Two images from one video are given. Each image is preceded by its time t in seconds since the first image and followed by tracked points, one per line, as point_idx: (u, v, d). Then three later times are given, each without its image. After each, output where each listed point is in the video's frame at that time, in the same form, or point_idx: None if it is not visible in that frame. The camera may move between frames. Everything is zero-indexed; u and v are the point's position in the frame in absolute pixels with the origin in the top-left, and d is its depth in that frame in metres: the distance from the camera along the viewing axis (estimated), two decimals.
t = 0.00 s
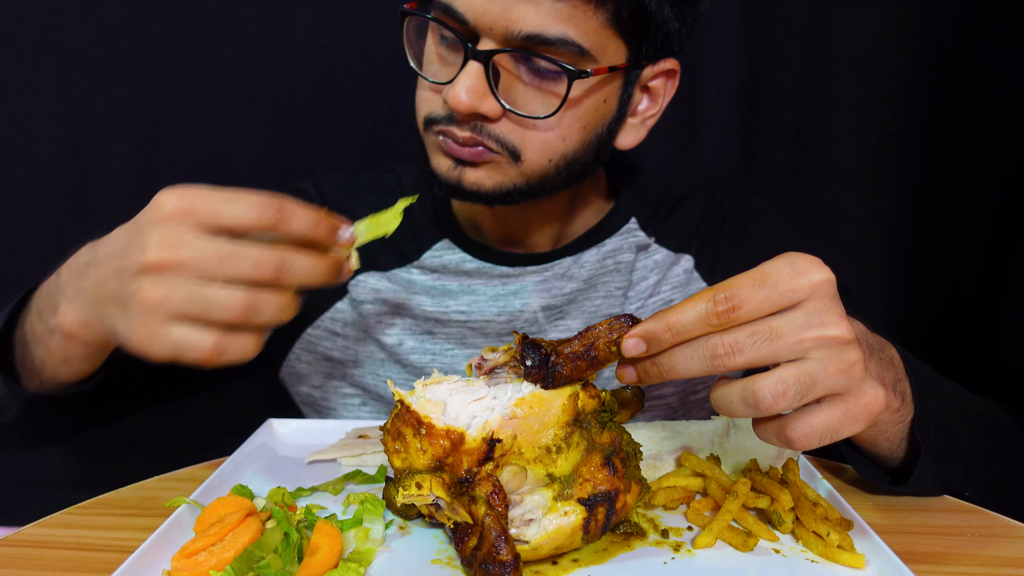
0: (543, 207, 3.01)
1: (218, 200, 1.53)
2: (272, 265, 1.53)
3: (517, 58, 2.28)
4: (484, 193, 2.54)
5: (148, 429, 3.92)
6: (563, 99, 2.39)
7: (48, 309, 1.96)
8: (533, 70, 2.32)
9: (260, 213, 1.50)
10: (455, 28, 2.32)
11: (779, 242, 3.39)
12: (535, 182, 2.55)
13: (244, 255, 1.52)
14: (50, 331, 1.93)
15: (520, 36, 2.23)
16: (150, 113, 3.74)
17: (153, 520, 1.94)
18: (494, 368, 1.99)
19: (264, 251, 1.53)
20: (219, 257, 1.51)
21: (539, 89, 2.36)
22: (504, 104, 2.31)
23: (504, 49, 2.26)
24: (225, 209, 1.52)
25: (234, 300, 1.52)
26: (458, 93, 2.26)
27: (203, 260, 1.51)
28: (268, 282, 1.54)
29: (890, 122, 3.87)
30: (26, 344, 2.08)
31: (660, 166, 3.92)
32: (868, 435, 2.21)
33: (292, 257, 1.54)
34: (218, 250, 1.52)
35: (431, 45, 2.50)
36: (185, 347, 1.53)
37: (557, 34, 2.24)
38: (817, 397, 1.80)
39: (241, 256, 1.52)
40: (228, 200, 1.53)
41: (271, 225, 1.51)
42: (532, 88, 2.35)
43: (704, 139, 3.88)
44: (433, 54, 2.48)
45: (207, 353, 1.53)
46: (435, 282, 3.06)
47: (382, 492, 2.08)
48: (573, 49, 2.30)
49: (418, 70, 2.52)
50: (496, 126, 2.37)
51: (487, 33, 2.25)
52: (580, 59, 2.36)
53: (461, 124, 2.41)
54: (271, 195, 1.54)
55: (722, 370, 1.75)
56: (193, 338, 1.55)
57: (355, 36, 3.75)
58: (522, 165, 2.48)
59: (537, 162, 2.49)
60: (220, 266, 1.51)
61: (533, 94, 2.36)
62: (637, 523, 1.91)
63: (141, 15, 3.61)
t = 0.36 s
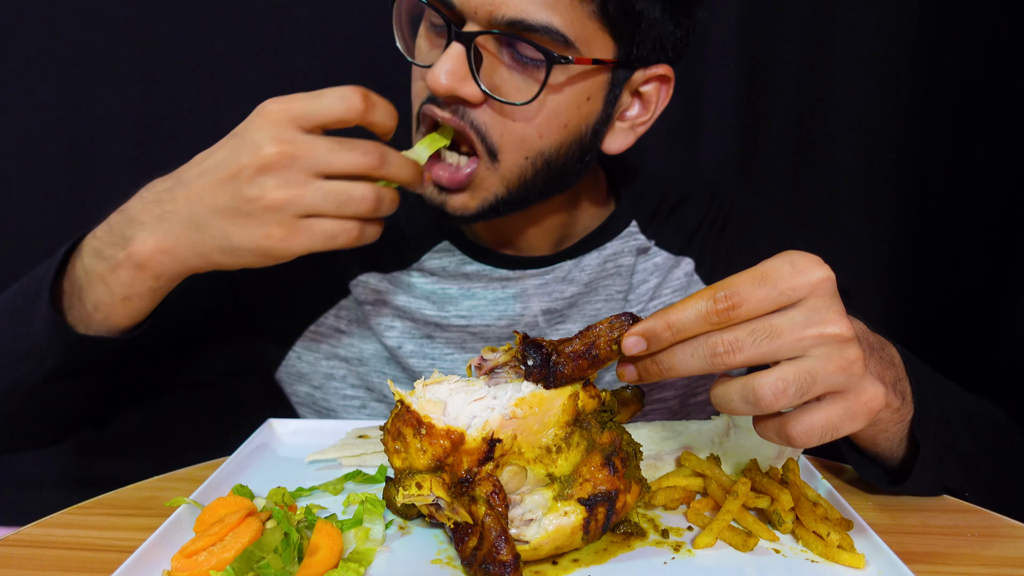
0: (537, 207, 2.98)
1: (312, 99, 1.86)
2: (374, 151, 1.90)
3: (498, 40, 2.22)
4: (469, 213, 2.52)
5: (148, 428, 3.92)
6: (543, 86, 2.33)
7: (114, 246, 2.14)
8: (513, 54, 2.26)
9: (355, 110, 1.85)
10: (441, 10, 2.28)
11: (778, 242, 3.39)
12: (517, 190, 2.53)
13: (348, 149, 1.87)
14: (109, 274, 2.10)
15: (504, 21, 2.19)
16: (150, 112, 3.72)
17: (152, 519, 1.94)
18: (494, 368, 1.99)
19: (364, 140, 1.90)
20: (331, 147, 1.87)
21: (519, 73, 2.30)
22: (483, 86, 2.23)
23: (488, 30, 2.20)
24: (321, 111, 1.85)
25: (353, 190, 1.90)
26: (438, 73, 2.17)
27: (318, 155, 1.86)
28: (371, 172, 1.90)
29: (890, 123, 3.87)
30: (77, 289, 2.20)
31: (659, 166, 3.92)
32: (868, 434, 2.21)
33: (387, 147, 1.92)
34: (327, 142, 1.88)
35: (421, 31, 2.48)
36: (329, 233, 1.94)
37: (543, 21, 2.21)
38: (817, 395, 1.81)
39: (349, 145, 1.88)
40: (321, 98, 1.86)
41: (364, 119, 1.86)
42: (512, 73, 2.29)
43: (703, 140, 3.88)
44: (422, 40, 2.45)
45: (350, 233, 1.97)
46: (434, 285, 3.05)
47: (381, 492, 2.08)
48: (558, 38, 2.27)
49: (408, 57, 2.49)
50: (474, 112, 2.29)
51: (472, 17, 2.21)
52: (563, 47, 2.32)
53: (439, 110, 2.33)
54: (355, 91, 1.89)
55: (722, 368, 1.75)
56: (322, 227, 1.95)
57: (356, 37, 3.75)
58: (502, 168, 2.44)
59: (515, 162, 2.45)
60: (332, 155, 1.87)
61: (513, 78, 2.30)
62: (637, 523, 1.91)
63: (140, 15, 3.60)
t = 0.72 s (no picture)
0: (533, 209, 2.98)
1: (322, 84, 1.80)
2: (393, 137, 1.88)
3: (483, 47, 2.23)
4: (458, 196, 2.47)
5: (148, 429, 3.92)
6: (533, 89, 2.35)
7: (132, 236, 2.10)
8: (499, 60, 2.28)
9: (368, 95, 1.79)
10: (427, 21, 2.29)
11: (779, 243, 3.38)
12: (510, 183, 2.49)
13: (367, 136, 1.84)
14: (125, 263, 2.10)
15: (487, 28, 2.21)
16: (149, 112, 3.72)
17: (152, 519, 1.94)
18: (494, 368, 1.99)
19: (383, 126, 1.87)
20: (351, 136, 1.83)
21: (506, 80, 2.32)
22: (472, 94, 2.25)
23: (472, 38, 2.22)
24: (333, 95, 1.80)
25: (373, 175, 1.89)
26: (428, 83, 2.21)
27: (338, 143, 1.83)
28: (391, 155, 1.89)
29: (890, 123, 3.87)
30: (97, 281, 2.19)
31: (660, 167, 3.92)
32: (867, 432, 2.21)
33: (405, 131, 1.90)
34: (348, 130, 1.83)
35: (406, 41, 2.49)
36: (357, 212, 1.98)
37: (525, 24, 2.22)
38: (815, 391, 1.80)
39: (368, 133, 1.85)
40: (331, 83, 1.80)
41: (377, 107, 1.80)
42: (501, 78, 2.31)
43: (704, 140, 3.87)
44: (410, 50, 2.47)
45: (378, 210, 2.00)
46: (436, 286, 3.05)
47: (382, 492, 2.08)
48: (543, 41, 2.28)
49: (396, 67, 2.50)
50: (464, 116, 2.30)
51: (456, 25, 2.23)
52: (550, 49, 2.32)
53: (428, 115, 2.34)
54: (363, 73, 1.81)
55: (720, 364, 1.76)
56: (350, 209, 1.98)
57: (356, 37, 3.73)
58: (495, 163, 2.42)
59: (508, 156, 2.42)
60: (354, 145, 1.84)
61: (502, 83, 2.32)
62: (637, 523, 1.91)
63: (139, 16, 3.60)
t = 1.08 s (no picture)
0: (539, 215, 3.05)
1: (216, 158, 1.74)
2: (293, 213, 1.76)
3: (556, 49, 2.41)
4: (529, 214, 2.76)
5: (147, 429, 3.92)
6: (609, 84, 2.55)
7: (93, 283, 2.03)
8: (572, 61, 2.45)
9: (266, 167, 1.72)
10: (486, 21, 2.40)
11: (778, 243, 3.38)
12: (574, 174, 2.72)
13: (261, 212, 1.75)
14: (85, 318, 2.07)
15: (560, 25, 2.36)
16: (148, 114, 3.71)
17: (153, 519, 1.94)
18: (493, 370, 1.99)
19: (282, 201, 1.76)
20: (243, 214, 1.74)
21: (580, 78, 2.50)
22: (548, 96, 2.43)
23: (544, 39, 2.38)
24: (230, 172, 1.73)
25: (272, 255, 1.79)
26: (506, 88, 2.36)
27: (230, 223, 1.74)
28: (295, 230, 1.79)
29: (890, 123, 3.87)
30: (53, 344, 2.20)
31: (659, 167, 3.91)
32: (867, 433, 2.22)
33: (310, 204, 1.77)
34: (240, 208, 1.74)
35: (448, 44, 2.56)
36: (254, 298, 1.86)
37: (596, 20, 2.39)
38: (816, 396, 1.80)
39: (263, 208, 1.75)
40: (225, 157, 1.74)
41: (281, 178, 1.74)
42: (574, 76, 2.49)
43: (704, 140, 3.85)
44: (455, 54, 2.55)
45: (279, 294, 1.88)
46: (434, 288, 3.04)
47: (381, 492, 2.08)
48: (610, 34, 2.45)
49: (441, 70, 2.57)
50: (536, 121, 2.49)
51: (524, 26, 2.36)
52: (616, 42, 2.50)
53: (502, 127, 2.51)
54: (264, 145, 1.75)
55: (721, 368, 1.75)
56: (248, 294, 1.86)
57: (357, 37, 3.67)
58: (561, 163, 2.65)
59: (574, 155, 2.65)
60: (247, 221, 1.74)
61: (576, 82, 2.50)
62: (637, 523, 1.91)
63: (136, 16, 3.58)
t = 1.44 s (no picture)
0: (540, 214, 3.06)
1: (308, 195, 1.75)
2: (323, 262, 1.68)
3: (575, 59, 2.44)
4: (549, 193, 2.74)
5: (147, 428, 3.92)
6: (628, 91, 2.59)
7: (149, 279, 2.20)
8: (589, 70, 2.49)
9: (339, 222, 1.70)
10: (503, 33, 2.40)
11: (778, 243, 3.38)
12: (592, 175, 2.78)
13: (300, 247, 1.69)
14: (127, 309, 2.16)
15: (580, 35, 2.39)
16: (149, 114, 3.73)
17: (153, 519, 1.94)
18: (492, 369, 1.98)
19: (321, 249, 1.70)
20: (287, 237, 1.70)
21: (599, 86, 2.54)
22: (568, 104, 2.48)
23: (563, 50, 2.40)
24: (306, 212, 1.72)
25: (275, 284, 1.68)
26: (530, 101, 2.40)
27: (267, 238, 1.70)
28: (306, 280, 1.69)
29: (890, 124, 3.87)
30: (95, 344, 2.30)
31: (659, 167, 3.92)
32: (867, 430, 2.21)
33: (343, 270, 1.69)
34: (287, 232, 1.71)
35: (462, 58, 2.56)
36: (234, 313, 1.72)
37: (614, 28, 2.43)
38: (818, 396, 1.80)
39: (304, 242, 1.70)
40: (315, 198, 1.75)
41: (341, 238, 1.69)
42: (591, 83, 2.53)
43: (705, 140, 3.86)
44: (471, 68, 2.55)
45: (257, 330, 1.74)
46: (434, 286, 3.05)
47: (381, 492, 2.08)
48: (627, 40, 2.49)
49: (459, 84, 2.56)
50: (559, 128, 2.54)
51: (545, 37, 2.38)
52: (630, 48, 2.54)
53: (529, 133, 2.55)
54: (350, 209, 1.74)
55: (722, 370, 1.74)
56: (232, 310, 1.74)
57: (357, 37, 3.66)
58: (581, 161, 2.69)
59: (596, 154, 2.70)
60: (280, 245, 1.69)
61: (594, 88, 2.53)
62: (637, 523, 1.91)
63: (137, 16, 3.58)
